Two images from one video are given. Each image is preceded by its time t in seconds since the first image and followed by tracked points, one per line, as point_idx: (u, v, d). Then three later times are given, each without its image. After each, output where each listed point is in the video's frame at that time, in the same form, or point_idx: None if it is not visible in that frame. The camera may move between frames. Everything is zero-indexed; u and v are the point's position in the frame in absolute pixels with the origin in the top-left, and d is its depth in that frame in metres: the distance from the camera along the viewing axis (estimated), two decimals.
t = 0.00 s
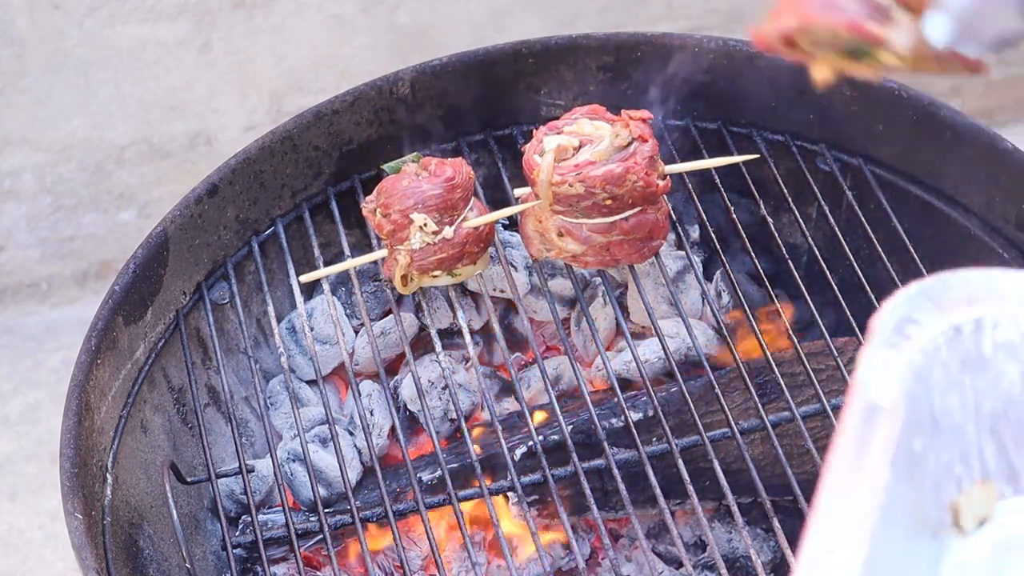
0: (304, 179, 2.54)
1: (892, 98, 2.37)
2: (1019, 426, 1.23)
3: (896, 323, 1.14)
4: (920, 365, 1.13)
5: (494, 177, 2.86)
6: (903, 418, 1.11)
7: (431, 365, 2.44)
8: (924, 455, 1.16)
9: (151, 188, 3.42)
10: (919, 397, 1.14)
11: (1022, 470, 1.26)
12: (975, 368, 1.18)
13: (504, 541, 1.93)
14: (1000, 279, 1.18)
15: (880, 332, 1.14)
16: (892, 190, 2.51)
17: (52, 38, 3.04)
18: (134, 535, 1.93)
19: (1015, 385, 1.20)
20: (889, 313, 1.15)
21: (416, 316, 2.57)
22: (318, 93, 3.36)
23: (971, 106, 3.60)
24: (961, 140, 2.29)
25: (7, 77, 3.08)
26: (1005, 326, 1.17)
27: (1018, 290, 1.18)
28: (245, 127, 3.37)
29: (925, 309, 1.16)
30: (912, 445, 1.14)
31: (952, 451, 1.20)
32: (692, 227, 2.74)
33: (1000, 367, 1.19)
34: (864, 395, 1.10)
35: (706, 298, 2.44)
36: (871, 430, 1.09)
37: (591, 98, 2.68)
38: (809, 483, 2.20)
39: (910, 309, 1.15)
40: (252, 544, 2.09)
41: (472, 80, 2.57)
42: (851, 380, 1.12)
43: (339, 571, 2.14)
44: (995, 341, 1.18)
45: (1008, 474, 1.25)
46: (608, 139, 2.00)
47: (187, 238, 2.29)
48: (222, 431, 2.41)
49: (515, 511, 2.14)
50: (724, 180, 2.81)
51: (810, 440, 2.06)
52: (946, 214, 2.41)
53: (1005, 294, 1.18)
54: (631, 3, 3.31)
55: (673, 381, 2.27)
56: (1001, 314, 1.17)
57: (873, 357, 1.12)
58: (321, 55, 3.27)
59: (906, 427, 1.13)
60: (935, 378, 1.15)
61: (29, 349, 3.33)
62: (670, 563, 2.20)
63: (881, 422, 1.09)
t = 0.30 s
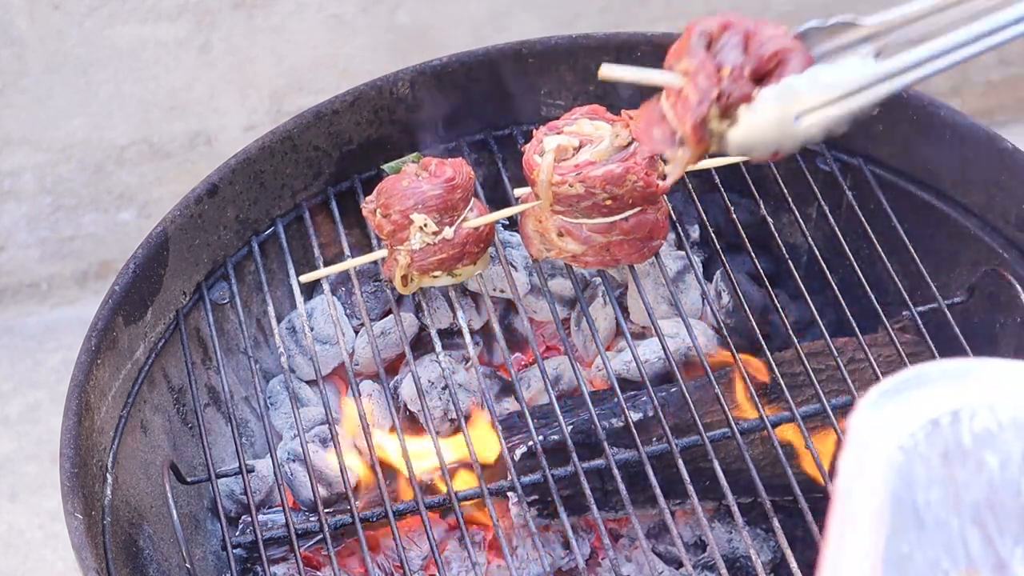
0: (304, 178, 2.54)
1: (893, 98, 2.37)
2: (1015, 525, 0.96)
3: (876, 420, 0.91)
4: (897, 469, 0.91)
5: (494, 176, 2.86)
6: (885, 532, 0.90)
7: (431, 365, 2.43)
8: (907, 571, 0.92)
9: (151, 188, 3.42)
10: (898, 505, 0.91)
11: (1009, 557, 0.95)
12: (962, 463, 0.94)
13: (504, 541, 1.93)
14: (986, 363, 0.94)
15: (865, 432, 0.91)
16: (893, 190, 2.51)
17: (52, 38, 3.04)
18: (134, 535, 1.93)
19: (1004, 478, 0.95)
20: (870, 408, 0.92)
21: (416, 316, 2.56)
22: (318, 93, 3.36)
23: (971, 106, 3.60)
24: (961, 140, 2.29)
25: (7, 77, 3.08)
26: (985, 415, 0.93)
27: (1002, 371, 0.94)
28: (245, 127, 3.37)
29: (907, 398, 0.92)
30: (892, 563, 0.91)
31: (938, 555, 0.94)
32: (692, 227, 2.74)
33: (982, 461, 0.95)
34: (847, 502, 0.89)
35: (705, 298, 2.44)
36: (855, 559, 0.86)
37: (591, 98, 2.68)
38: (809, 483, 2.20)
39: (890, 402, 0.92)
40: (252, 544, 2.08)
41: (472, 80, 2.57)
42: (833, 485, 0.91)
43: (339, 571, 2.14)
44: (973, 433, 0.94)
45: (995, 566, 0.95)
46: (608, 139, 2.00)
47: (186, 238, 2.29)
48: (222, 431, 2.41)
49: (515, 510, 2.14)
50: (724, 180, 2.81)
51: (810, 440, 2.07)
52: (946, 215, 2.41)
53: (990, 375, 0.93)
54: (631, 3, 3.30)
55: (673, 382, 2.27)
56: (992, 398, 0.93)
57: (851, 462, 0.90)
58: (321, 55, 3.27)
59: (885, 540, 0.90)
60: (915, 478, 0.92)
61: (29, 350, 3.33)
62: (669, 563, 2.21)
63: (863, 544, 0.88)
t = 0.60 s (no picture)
0: (304, 179, 2.54)
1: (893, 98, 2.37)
2: None
3: (887, 417, 0.88)
4: (910, 462, 0.87)
5: (495, 176, 2.86)
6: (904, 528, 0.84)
7: (431, 365, 2.43)
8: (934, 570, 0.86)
9: (151, 188, 3.31)
10: (917, 500, 0.86)
11: None
12: (978, 454, 0.91)
13: (504, 540, 1.93)
14: (996, 351, 0.92)
15: (878, 433, 0.88)
16: (892, 189, 2.51)
17: (53, 39, 3.39)
18: (134, 535, 1.92)
19: None
20: (882, 404, 0.89)
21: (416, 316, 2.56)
22: (318, 93, 3.33)
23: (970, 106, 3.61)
24: (961, 140, 2.29)
25: (8, 78, 3.37)
26: (999, 404, 0.90)
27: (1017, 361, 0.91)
28: (245, 127, 3.32)
29: (917, 391, 0.90)
30: (919, 560, 0.84)
31: (962, 551, 0.88)
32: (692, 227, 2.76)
33: (1000, 453, 0.91)
34: (867, 497, 0.85)
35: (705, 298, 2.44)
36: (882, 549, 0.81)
37: (591, 99, 2.68)
38: (809, 483, 2.20)
39: (899, 399, 0.90)
40: (252, 544, 2.09)
41: (472, 79, 2.57)
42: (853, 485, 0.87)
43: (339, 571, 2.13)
44: (988, 423, 0.91)
45: None
46: (609, 139, 2.02)
47: (186, 238, 2.29)
48: (223, 431, 2.41)
49: (515, 510, 2.14)
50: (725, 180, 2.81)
51: (811, 440, 2.06)
52: (946, 215, 2.41)
53: (998, 363, 0.91)
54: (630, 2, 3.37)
55: (673, 382, 2.27)
56: (1005, 386, 0.90)
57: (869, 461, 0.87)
58: (320, 55, 3.38)
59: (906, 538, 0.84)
60: (932, 471, 0.88)
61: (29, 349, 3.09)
62: (670, 563, 2.20)
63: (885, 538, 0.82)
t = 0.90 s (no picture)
0: (304, 179, 2.54)
1: (893, 98, 2.37)
2: None
3: (878, 430, 0.93)
4: (906, 473, 0.92)
5: (494, 176, 2.86)
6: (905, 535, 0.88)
7: (431, 365, 2.43)
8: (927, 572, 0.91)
9: (151, 188, 3.29)
10: (913, 504, 0.91)
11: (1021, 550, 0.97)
12: (968, 461, 0.97)
13: (504, 540, 1.93)
14: (986, 361, 0.97)
15: (873, 443, 0.92)
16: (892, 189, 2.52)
17: (53, 38, 3.46)
18: (134, 535, 1.93)
19: (1011, 473, 0.98)
20: (875, 416, 0.94)
21: (416, 316, 2.56)
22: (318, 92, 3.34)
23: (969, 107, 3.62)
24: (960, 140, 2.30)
25: (8, 77, 3.41)
26: (988, 413, 0.96)
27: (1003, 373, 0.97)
28: (245, 127, 3.31)
29: (907, 405, 0.95)
30: (915, 564, 0.89)
31: (954, 548, 0.94)
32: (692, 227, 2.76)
33: (989, 460, 0.98)
34: (861, 511, 0.87)
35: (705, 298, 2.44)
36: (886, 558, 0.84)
37: (591, 98, 2.68)
38: (809, 483, 2.20)
39: (891, 411, 0.94)
40: (252, 544, 2.09)
41: (471, 79, 2.57)
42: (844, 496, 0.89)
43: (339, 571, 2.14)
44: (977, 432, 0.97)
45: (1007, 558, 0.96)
46: (608, 139, 2.00)
47: (186, 238, 2.29)
48: (222, 431, 2.41)
49: (515, 511, 2.14)
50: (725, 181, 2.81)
51: (811, 439, 2.06)
52: (945, 215, 2.42)
53: (990, 375, 0.97)
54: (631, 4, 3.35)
55: (673, 382, 2.27)
56: (994, 396, 0.96)
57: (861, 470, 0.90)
58: (320, 55, 3.39)
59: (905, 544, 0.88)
60: (924, 482, 0.93)
61: (29, 349, 3.08)
62: (670, 563, 2.20)
63: (889, 547, 0.85)
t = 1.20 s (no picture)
0: (304, 179, 2.54)
1: (892, 98, 2.37)
2: (1013, 519, 0.95)
3: (862, 424, 0.95)
4: (890, 467, 0.92)
5: (494, 176, 2.86)
6: (886, 527, 0.88)
7: (431, 366, 2.43)
8: (911, 569, 0.90)
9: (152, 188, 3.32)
10: (898, 499, 0.91)
11: (1008, 548, 0.94)
12: (956, 457, 0.97)
13: (504, 541, 1.93)
14: (973, 357, 0.99)
15: (858, 437, 0.94)
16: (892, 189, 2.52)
17: (52, 38, 3.37)
18: (134, 535, 1.93)
19: (1000, 470, 0.97)
20: (859, 411, 0.96)
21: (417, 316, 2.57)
22: (317, 92, 3.35)
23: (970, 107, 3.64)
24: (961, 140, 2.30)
25: (8, 77, 3.35)
26: (974, 408, 0.97)
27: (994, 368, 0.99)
28: (245, 128, 3.33)
29: (893, 399, 0.97)
30: (898, 561, 0.89)
31: (938, 545, 0.92)
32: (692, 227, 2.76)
33: (976, 456, 0.97)
34: (845, 506, 0.88)
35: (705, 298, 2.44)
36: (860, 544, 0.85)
37: (592, 98, 2.68)
38: (809, 483, 2.20)
39: (876, 405, 0.96)
40: (252, 544, 2.08)
41: (472, 79, 2.57)
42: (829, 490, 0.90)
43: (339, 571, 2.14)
44: (964, 427, 0.97)
45: (995, 557, 0.93)
46: (608, 139, 2.01)
47: (186, 238, 2.29)
48: (222, 431, 2.41)
49: (515, 511, 2.14)
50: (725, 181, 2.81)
51: (811, 440, 2.06)
52: (946, 215, 2.42)
53: (977, 371, 0.98)
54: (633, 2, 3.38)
55: (673, 382, 2.27)
56: (981, 392, 0.97)
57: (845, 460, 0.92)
58: (320, 55, 3.39)
59: (887, 538, 0.88)
60: (909, 475, 0.94)
61: (28, 349, 3.10)
62: (670, 563, 2.20)
63: (866, 537, 0.86)
